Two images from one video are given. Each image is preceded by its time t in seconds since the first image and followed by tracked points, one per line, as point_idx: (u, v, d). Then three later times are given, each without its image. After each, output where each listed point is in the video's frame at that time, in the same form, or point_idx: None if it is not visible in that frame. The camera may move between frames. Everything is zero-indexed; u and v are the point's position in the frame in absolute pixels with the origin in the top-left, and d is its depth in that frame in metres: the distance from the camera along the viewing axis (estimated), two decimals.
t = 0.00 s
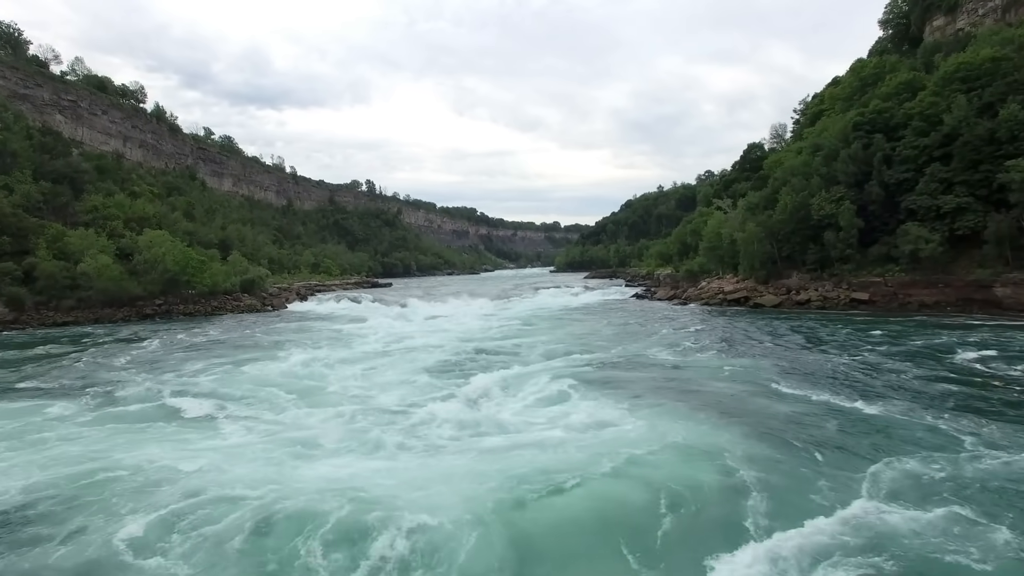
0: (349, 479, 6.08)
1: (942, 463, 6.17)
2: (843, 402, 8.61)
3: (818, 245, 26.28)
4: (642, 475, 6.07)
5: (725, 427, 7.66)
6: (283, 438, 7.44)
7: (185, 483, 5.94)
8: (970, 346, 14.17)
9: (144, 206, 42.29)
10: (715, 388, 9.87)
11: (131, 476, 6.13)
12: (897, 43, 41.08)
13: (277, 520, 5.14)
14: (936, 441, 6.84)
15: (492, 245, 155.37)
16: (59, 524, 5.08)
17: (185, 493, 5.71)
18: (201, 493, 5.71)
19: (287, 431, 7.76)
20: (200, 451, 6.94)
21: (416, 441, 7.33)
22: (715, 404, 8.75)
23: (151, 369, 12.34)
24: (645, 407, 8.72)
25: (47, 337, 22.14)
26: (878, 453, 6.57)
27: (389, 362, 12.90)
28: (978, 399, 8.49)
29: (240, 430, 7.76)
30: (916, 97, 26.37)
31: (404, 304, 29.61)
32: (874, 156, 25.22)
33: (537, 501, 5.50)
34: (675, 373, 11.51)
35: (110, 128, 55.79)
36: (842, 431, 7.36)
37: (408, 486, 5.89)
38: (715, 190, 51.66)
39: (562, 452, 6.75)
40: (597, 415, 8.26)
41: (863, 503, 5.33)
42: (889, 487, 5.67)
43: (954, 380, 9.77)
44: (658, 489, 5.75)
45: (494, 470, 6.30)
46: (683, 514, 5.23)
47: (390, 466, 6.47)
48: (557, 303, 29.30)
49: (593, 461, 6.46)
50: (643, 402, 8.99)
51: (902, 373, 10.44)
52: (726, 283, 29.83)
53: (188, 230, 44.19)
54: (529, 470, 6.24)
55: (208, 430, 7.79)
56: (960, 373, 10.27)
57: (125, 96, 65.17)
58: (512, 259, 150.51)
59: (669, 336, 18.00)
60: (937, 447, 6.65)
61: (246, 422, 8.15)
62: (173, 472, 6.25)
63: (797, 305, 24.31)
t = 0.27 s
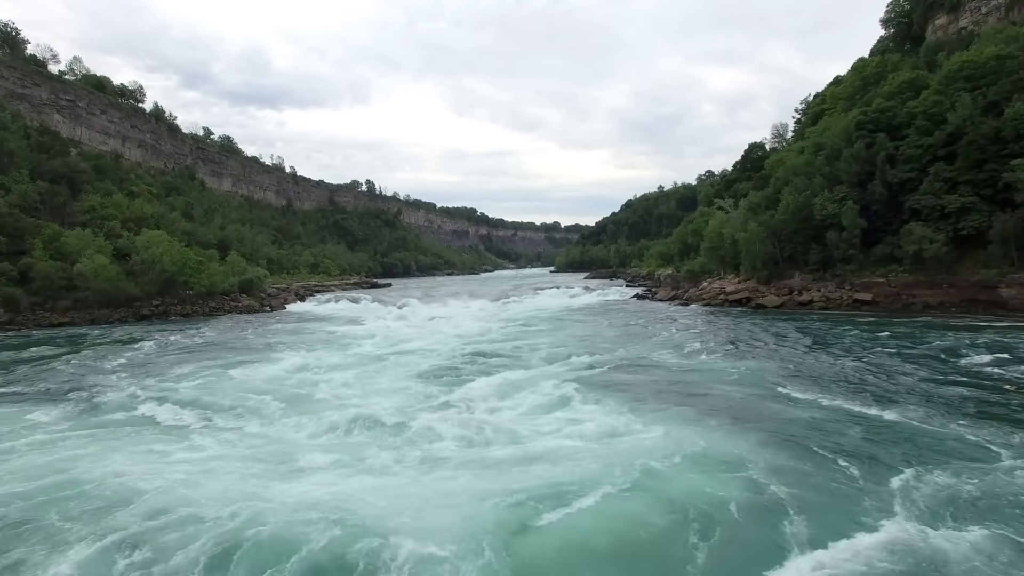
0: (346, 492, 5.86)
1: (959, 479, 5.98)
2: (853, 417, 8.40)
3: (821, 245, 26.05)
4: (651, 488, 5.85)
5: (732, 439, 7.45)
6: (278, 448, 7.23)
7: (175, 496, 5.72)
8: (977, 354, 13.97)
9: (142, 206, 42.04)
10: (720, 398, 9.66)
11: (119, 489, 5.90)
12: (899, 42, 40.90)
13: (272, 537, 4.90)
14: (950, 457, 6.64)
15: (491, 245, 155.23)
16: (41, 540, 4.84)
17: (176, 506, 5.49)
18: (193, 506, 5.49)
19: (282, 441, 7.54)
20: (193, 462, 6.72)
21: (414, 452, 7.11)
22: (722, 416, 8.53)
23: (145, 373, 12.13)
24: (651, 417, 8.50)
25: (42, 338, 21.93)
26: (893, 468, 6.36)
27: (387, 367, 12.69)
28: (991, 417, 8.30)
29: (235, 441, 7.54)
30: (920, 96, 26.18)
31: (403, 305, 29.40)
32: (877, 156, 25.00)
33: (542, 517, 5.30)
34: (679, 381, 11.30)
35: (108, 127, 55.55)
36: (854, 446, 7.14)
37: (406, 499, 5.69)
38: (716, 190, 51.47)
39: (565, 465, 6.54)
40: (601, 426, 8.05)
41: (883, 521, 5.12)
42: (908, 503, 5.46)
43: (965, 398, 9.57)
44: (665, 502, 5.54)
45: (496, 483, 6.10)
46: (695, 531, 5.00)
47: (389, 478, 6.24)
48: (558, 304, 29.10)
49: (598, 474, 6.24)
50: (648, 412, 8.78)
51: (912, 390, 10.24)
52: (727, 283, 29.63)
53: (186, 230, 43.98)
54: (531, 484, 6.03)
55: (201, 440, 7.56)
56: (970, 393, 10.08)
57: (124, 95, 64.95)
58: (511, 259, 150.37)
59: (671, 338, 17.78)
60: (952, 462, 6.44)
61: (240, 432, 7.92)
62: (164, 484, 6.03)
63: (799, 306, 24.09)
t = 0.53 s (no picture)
0: (343, 504, 5.69)
1: (973, 492, 5.82)
2: (860, 428, 8.25)
3: (821, 245, 25.89)
4: (658, 500, 5.68)
5: (737, 449, 7.30)
6: (273, 457, 7.06)
7: (166, 508, 5.54)
8: (981, 358, 13.86)
9: (140, 205, 41.84)
10: (723, 405, 9.51)
11: (109, 500, 5.72)
12: (900, 42, 40.79)
13: (267, 553, 4.72)
14: (963, 469, 6.48)
15: (491, 245, 155.05)
16: (25, 555, 4.65)
17: (167, 519, 5.31)
18: (185, 519, 5.31)
19: (278, 449, 7.38)
20: (185, 472, 6.55)
21: (413, 461, 6.95)
22: (726, 425, 8.38)
23: (139, 377, 11.96)
24: (654, 425, 8.34)
25: (37, 339, 21.75)
26: (904, 480, 6.21)
27: (385, 370, 12.52)
28: (1000, 428, 8.16)
29: (229, 449, 7.37)
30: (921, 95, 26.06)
31: (401, 305, 29.22)
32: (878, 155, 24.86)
33: (546, 530, 5.13)
34: (681, 386, 11.15)
35: (106, 127, 55.34)
36: (863, 457, 6.98)
37: (405, 513, 5.52)
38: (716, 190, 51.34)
39: (567, 475, 6.38)
40: (603, 434, 7.89)
41: (898, 536, 4.96)
42: (923, 519, 5.30)
43: (972, 408, 9.44)
44: (673, 515, 5.38)
45: (497, 495, 5.93)
46: (704, 545, 4.84)
47: (387, 490, 6.08)
48: (557, 305, 28.94)
49: (602, 485, 6.08)
50: (651, 419, 8.62)
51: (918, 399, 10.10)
52: (727, 283, 29.49)
53: (184, 230, 43.79)
54: (533, 495, 5.87)
55: (195, 448, 7.39)
56: (977, 402, 9.95)
57: (122, 95, 64.74)
58: (511, 259, 150.23)
59: (673, 340, 17.62)
60: (965, 475, 6.29)
61: (235, 439, 7.76)
62: (155, 495, 5.85)
63: (800, 306, 23.96)
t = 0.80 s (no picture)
0: (340, 511, 5.60)
1: (979, 499, 5.74)
2: (863, 432, 8.16)
3: (821, 244, 25.81)
4: (661, 506, 5.60)
5: (739, 454, 7.22)
6: (270, 462, 6.96)
7: (161, 515, 5.45)
8: (983, 359, 13.79)
9: (138, 205, 41.74)
10: (725, 409, 9.43)
11: (103, 507, 5.63)
12: (899, 41, 40.77)
13: (263, 563, 4.63)
14: (977, 475, 6.41)
15: (490, 245, 155.04)
16: (17, 565, 4.57)
17: (162, 526, 5.22)
18: (180, 527, 5.22)
19: (275, 453, 7.29)
20: (181, 477, 6.46)
21: (411, 466, 6.87)
22: (727, 429, 8.30)
23: (135, 378, 11.87)
24: (655, 428, 8.26)
25: (34, 339, 21.66)
26: (910, 487, 6.12)
27: (383, 371, 12.44)
28: (1004, 432, 8.08)
29: (226, 454, 7.29)
30: (921, 94, 26.01)
31: (400, 306, 29.13)
32: (878, 155, 24.80)
33: (548, 538, 5.04)
34: (681, 388, 11.07)
35: (104, 127, 55.24)
36: (867, 463, 6.90)
37: (403, 520, 5.43)
38: (715, 190, 51.27)
39: (568, 481, 6.30)
40: (603, 437, 7.82)
41: (906, 546, 4.87)
42: (929, 527, 5.21)
43: (975, 411, 9.36)
44: (676, 522, 5.29)
45: (497, 501, 5.84)
46: (709, 552, 4.76)
47: (385, 496, 6.00)
48: (556, 305, 28.87)
49: (604, 491, 5.99)
50: (651, 423, 8.55)
51: (920, 402, 10.02)
52: (726, 283, 29.44)
53: (182, 230, 43.69)
54: (534, 502, 5.78)
55: (191, 452, 7.30)
56: (980, 405, 9.87)
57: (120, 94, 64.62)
58: (510, 259, 150.16)
59: (673, 341, 17.57)
60: (970, 482, 6.21)
61: (231, 443, 7.67)
62: (150, 502, 5.77)
63: (799, 306, 23.89)
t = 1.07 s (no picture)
0: (340, 513, 5.58)
1: (980, 503, 5.71)
2: (863, 433, 8.13)
3: (820, 244, 25.78)
4: (662, 509, 5.58)
5: (739, 455, 7.20)
6: (269, 463, 6.94)
7: (161, 517, 5.43)
8: (983, 360, 13.76)
9: (137, 205, 41.71)
10: (724, 409, 9.41)
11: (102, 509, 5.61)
12: (899, 41, 40.78)
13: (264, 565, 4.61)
14: (987, 476, 6.41)
15: (490, 245, 155.00)
16: (16, 567, 4.55)
17: (162, 528, 5.20)
18: (180, 529, 5.20)
19: (274, 454, 7.27)
20: (180, 479, 6.44)
21: (410, 467, 6.84)
22: (727, 429, 8.28)
23: (134, 379, 11.85)
24: (654, 429, 8.24)
25: (33, 339, 21.63)
26: (911, 491, 6.09)
27: (382, 371, 12.41)
28: (1005, 434, 8.05)
29: (225, 455, 7.27)
30: (920, 94, 26.00)
31: (399, 305, 29.08)
32: (877, 154, 24.79)
33: (549, 542, 5.02)
34: (681, 388, 11.05)
35: (103, 126, 55.21)
36: (868, 465, 6.88)
37: (402, 522, 5.40)
38: (715, 190, 51.25)
39: (568, 482, 6.27)
40: (603, 439, 7.79)
41: (908, 550, 4.84)
42: (931, 531, 5.19)
43: (976, 412, 9.32)
44: (676, 525, 5.27)
45: (497, 504, 5.82)
46: (710, 556, 4.73)
47: (389, 497, 5.99)
48: (556, 305, 28.84)
49: (605, 493, 5.96)
50: (650, 423, 8.54)
51: (921, 403, 9.99)
52: (726, 283, 29.42)
53: (181, 229, 43.68)
54: (534, 504, 5.76)
55: (190, 453, 7.28)
56: (981, 406, 9.83)
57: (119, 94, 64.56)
58: (509, 259, 150.12)
59: (674, 341, 17.55)
60: (971, 485, 6.19)
61: (230, 444, 7.65)
62: (149, 504, 5.75)
63: (799, 306, 23.87)
